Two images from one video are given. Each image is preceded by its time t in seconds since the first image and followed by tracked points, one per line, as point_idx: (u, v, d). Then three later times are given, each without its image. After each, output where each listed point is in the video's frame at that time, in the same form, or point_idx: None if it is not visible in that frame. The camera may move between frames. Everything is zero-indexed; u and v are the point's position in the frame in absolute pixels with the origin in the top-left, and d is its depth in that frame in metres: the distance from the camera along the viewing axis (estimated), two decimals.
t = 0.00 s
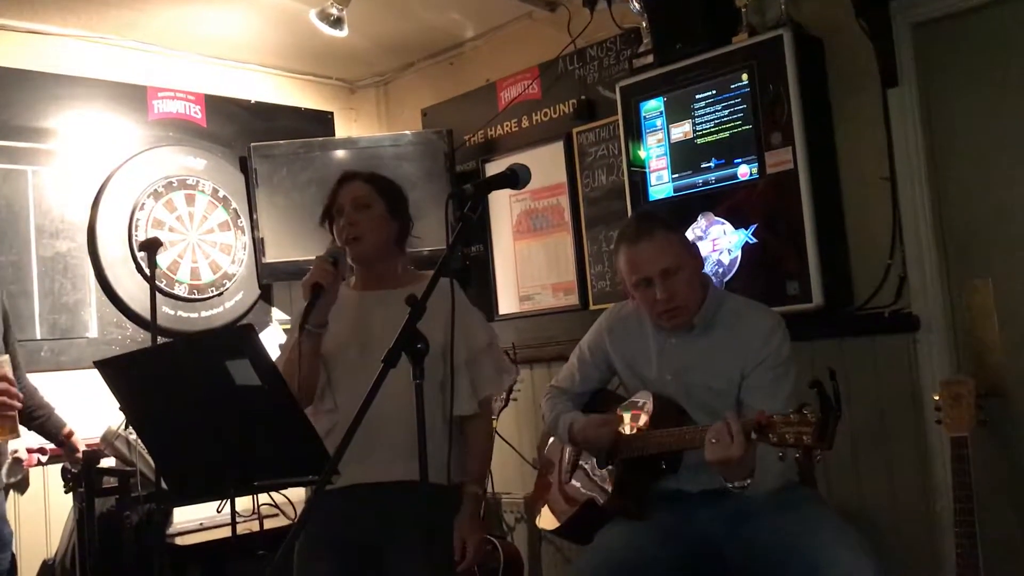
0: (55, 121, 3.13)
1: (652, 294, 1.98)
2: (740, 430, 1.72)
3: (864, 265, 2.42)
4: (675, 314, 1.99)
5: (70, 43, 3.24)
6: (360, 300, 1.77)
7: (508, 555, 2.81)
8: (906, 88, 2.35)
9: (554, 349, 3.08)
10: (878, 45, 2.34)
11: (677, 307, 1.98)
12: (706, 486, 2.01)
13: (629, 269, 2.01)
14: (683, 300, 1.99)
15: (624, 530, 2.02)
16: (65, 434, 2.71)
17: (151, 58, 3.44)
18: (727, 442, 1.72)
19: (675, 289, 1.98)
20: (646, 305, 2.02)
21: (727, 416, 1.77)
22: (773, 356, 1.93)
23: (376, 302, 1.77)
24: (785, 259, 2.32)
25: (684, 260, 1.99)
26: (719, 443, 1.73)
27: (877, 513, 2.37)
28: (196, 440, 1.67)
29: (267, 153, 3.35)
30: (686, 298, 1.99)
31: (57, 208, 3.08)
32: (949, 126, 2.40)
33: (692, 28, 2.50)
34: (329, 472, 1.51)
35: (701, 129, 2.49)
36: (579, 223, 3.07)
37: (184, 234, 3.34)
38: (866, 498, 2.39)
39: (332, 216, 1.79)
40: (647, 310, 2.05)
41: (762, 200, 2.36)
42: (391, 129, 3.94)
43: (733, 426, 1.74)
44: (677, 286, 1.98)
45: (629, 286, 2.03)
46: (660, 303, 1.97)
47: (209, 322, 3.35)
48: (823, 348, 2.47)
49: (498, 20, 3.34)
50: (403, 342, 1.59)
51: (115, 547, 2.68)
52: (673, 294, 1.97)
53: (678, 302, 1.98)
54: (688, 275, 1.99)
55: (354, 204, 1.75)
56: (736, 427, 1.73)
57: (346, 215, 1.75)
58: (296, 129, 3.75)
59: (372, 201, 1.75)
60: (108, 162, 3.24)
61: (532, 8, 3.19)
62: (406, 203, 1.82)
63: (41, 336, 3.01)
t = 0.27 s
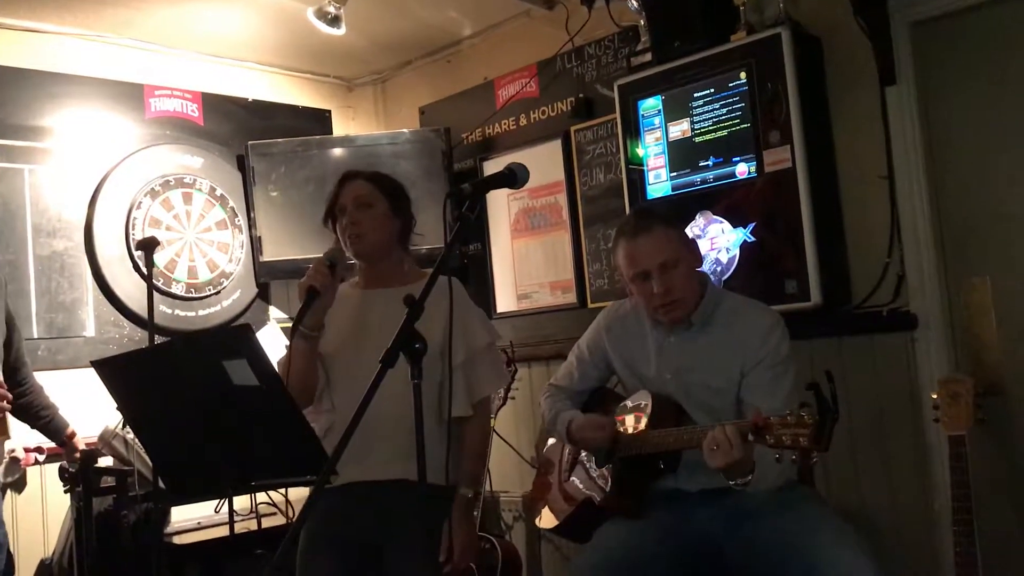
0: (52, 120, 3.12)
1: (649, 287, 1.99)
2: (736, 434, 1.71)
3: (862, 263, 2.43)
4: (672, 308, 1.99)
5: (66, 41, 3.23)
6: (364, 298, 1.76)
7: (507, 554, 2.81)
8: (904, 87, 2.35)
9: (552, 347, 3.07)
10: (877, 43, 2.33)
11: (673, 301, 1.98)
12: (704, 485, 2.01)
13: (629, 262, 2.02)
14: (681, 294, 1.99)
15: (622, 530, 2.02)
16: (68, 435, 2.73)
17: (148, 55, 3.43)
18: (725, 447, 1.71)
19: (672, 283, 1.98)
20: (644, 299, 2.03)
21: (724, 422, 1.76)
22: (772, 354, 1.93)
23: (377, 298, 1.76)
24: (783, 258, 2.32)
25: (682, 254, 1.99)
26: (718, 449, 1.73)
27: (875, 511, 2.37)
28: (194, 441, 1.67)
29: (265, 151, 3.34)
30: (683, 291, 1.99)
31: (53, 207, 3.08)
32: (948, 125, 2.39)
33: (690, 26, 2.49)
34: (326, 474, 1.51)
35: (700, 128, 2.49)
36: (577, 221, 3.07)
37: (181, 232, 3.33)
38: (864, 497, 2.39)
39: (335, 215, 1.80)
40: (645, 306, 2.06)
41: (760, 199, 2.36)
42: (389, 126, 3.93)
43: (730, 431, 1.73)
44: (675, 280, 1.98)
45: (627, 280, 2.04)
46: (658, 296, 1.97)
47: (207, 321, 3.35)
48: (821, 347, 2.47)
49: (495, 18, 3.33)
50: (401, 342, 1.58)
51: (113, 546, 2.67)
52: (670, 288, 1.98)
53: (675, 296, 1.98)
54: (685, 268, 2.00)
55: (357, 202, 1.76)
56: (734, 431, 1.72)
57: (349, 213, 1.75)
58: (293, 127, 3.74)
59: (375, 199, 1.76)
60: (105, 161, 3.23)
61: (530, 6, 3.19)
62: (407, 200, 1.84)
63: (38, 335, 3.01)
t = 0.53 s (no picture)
0: (49, 119, 3.12)
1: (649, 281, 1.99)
2: (735, 433, 1.71)
3: (860, 262, 2.43)
4: (671, 302, 2.00)
5: (63, 40, 3.22)
6: (357, 299, 1.77)
7: (505, 553, 2.81)
8: (901, 85, 2.35)
9: (550, 346, 3.07)
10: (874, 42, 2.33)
11: (673, 295, 1.98)
12: (702, 485, 1.99)
13: (629, 256, 2.02)
14: (680, 288, 1.99)
15: (620, 529, 2.02)
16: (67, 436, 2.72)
17: (145, 54, 3.42)
18: (722, 444, 1.72)
19: (672, 277, 1.98)
20: (643, 294, 2.03)
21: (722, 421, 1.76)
22: (771, 354, 1.93)
23: (369, 302, 1.76)
24: (781, 256, 2.32)
25: (683, 249, 1.99)
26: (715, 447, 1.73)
27: (873, 510, 2.37)
28: (191, 440, 1.66)
29: (262, 150, 3.34)
30: (682, 287, 1.99)
31: (51, 206, 3.07)
32: (947, 123, 2.39)
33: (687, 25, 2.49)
34: (324, 473, 1.51)
35: (697, 127, 2.49)
36: (575, 220, 3.07)
37: (179, 232, 3.32)
38: (862, 495, 2.39)
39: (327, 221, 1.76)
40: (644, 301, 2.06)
41: (758, 197, 2.36)
42: (386, 126, 3.93)
43: (728, 430, 1.73)
44: (674, 275, 1.98)
45: (627, 274, 2.04)
46: (658, 290, 1.98)
47: (205, 320, 3.34)
48: (819, 345, 2.47)
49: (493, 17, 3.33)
50: (398, 342, 1.58)
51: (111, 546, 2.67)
52: (670, 282, 1.98)
53: (674, 291, 1.98)
54: (685, 264, 2.00)
55: (350, 207, 1.73)
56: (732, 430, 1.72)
57: (343, 219, 1.74)
58: (290, 126, 3.74)
59: (368, 203, 1.74)
60: (102, 160, 3.23)
61: (528, 5, 3.19)
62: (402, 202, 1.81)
63: (35, 334, 3.00)
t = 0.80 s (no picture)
0: (50, 117, 3.12)
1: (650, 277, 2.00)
2: (735, 429, 1.71)
3: (859, 261, 2.43)
4: (671, 299, 2.00)
5: (64, 37, 3.22)
6: (360, 299, 1.76)
7: (505, 551, 2.82)
8: (900, 84, 2.36)
9: (549, 345, 3.07)
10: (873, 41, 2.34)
11: (673, 292, 1.99)
12: (701, 482, 2.00)
13: (630, 252, 2.03)
14: (680, 285, 2.00)
15: (620, 527, 2.03)
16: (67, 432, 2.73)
17: (146, 53, 3.43)
18: (722, 441, 1.71)
19: (673, 273, 1.99)
20: (644, 290, 2.03)
21: (723, 419, 1.75)
22: (771, 352, 1.94)
23: (374, 298, 1.76)
24: (780, 255, 2.33)
25: (685, 246, 2.00)
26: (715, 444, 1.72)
27: (872, 507, 2.38)
28: (192, 438, 1.67)
29: (262, 148, 3.34)
30: (682, 283, 2.00)
31: (51, 204, 3.08)
32: (946, 122, 2.40)
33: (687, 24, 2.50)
34: (324, 470, 1.51)
35: (697, 125, 2.49)
36: (575, 218, 3.08)
37: (180, 229, 3.33)
38: (861, 494, 2.40)
39: (327, 219, 1.76)
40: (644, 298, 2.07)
41: (757, 196, 2.37)
42: (386, 124, 3.94)
43: (728, 427, 1.72)
44: (674, 272, 1.99)
45: (628, 270, 2.05)
46: (658, 286, 1.98)
47: (205, 318, 3.35)
48: (818, 344, 2.48)
49: (493, 15, 3.33)
50: (398, 341, 1.59)
51: (111, 542, 2.67)
52: (670, 278, 1.99)
53: (675, 287, 1.99)
54: (686, 261, 2.00)
55: (350, 207, 1.73)
56: (732, 427, 1.72)
57: (343, 220, 1.74)
58: (290, 124, 3.74)
59: (366, 203, 1.74)
60: (103, 158, 3.23)
61: (527, 3, 3.19)
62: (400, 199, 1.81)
63: (36, 331, 3.01)
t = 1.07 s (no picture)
0: (51, 112, 3.12)
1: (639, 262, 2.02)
2: (739, 428, 1.71)
3: (862, 257, 2.42)
4: (656, 289, 2.01)
5: (65, 34, 3.22)
6: (361, 298, 1.76)
7: (506, 548, 2.81)
8: (903, 80, 2.34)
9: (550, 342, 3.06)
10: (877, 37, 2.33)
11: (657, 281, 2.00)
12: (704, 479, 1.98)
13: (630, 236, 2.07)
14: (667, 276, 2.00)
15: (621, 524, 2.02)
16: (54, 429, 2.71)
17: (147, 49, 3.43)
18: (727, 442, 1.71)
19: (661, 263, 2.00)
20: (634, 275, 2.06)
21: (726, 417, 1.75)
22: (773, 347, 1.93)
23: (374, 296, 1.76)
24: (783, 251, 2.32)
25: (679, 239, 2.00)
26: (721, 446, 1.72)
27: (874, 504, 2.37)
28: (193, 432, 1.67)
29: (262, 144, 3.34)
30: (669, 275, 2.00)
31: (52, 200, 3.07)
32: (950, 118, 2.39)
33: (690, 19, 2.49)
34: (326, 466, 1.50)
35: (699, 121, 2.48)
36: (576, 215, 3.07)
37: (180, 226, 3.32)
38: (863, 491, 2.39)
39: (329, 214, 1.76)
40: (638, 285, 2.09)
41: (760, 192, 2.36)
42: (387, 120, 3.93)
43: (733, 425, 1.72)
44: (663, 262, 2.00)
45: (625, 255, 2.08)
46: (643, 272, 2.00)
47: (205, 315, 3.34)
48: (821, 341, 2.47)
49: (496, 11, 3.32)
50: (400, 336, 1.58)
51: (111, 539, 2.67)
52: (656, 267, 2.00)
53: (659, 276, 2.00)
54: (679, 255, 2.00)
55: (353, 202, 1.73)
56: (737, 426, 1.71)
57: (345, 215, 1.73)
58: (290, 120, 3.74)
59: (370, 199, 1.74)
60: (103, 154, 3.23)
61: None
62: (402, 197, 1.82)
63: (37, 327, 3.01)
